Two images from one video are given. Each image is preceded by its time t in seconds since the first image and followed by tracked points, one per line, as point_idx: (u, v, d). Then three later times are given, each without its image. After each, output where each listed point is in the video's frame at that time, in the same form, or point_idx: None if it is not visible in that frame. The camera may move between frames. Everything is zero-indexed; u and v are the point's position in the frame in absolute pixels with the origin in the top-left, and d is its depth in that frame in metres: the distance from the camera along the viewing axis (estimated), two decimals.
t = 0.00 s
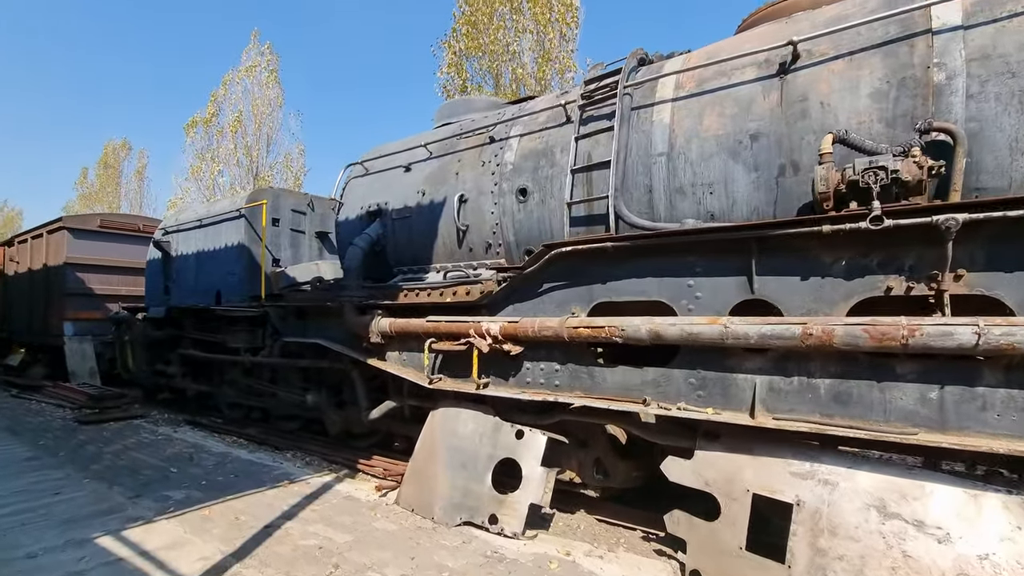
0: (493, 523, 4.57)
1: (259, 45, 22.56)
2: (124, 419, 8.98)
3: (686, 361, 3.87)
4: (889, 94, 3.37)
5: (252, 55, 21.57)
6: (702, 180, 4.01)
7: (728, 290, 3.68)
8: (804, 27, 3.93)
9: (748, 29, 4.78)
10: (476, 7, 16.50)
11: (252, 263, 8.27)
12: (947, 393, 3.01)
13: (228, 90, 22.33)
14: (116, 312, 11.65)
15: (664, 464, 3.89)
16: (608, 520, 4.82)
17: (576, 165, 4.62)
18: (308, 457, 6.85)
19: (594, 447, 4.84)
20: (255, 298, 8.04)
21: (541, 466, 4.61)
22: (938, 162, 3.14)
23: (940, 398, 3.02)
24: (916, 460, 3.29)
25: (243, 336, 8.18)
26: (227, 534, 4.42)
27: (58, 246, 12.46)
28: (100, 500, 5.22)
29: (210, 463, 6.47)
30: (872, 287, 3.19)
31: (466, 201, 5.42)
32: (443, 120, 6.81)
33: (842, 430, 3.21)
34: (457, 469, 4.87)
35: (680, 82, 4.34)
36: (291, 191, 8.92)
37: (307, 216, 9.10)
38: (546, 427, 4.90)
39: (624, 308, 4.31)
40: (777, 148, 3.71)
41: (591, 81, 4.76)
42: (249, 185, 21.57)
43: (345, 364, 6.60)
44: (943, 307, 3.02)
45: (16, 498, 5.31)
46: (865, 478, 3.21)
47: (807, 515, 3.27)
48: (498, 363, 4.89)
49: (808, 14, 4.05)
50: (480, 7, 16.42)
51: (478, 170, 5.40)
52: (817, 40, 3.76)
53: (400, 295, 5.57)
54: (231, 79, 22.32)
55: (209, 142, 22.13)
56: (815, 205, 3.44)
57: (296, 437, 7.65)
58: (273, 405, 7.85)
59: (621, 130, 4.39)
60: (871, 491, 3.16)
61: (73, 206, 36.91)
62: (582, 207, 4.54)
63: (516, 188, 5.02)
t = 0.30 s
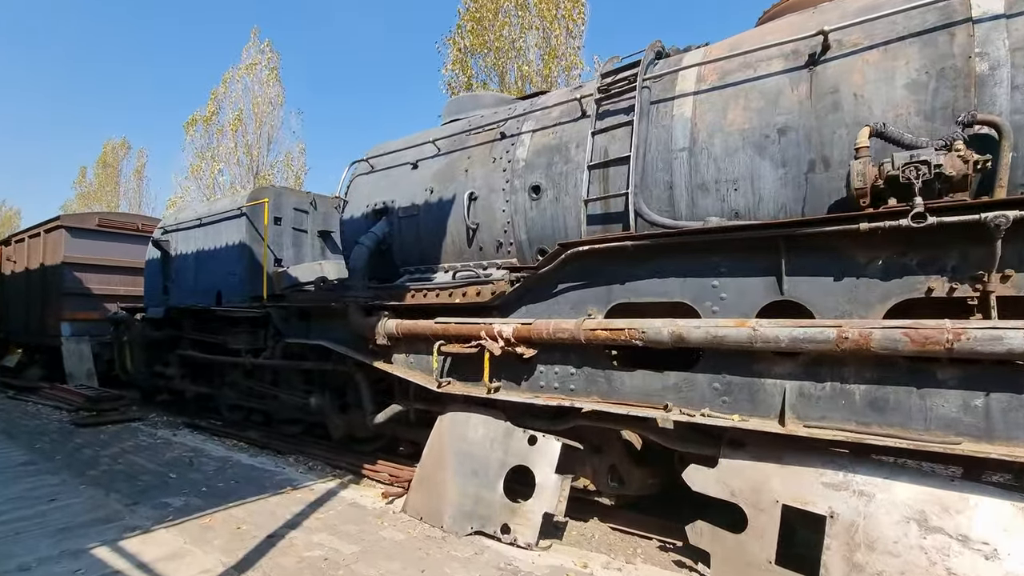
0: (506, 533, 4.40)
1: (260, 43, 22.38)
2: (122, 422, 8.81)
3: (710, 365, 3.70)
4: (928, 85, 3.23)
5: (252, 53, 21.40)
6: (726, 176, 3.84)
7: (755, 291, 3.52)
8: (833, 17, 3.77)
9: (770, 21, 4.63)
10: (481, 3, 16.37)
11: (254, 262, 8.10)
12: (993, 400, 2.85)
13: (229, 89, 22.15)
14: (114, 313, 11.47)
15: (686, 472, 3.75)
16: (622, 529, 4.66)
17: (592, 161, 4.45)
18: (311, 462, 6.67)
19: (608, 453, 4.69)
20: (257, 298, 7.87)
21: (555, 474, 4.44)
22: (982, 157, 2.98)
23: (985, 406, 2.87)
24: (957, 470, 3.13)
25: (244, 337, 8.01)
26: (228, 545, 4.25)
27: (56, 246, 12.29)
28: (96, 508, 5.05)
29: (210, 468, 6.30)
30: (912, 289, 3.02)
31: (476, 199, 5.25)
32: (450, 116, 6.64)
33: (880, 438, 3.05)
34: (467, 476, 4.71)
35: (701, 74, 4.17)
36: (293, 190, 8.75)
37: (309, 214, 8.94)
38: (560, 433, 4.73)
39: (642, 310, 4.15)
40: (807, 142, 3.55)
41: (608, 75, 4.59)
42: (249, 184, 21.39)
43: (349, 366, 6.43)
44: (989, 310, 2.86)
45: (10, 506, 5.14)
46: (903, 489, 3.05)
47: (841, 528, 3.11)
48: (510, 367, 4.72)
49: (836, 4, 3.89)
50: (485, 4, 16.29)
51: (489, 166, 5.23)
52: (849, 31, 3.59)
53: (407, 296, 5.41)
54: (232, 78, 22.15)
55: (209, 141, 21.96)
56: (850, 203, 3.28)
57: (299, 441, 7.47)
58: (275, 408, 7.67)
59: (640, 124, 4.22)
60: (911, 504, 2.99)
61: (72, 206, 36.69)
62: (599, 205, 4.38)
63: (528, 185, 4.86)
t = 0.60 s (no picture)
0: (524, 543, 4.23)
1: (262, 40, 22.21)
2: (123, 423, 8.63)
3: (743, 370, 3.53)
4: (980, 75, 3.05)
5: (255, 50, 21.23)
6: (759, 172, 3.66)
7: (792, 292, 3.34)
8: (872, 5, 3.59)
9: (799, 12, 4.45)
10: None
11: (258, 260, 7.93)
12: None
13: (231, 86, 21.98)
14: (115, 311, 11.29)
15: (717, 482, 3.57)
16: (643, 538, 4.53)
17: (615, 156, 4.28)
18: (318, 465, 6.50)
19: (629, 459, 4.53)
20: (261, 297, 7.70)
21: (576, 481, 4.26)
22: None
23: None
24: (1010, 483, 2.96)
25: (248, 337, 7.84)
26: (235, 555, 4.08)
27: (56, 243, 12.11)
28: (97, 514, 4.88)
29: (214, 472, 6.13)
30: (965, 290, 2.85)
31: (492, 195, 5.08)
32: (462, 111, 6.46)
33: (930, 449, 2.87)
34: (482, 483, 4.53)
35: (731, 66, 3.99)
36: (299, 186, 8.58)
37: (315, 212, 8.77)
38: (580, 438, 4.56)
39: (669, 311, 3.99)
40: (848, 136, 3.37)
41: (631, 67, 4.42)
42: (251, 182, 21.22)
43: (357, 367, 6.26)
44: None
45: (8, 511, 4.97)
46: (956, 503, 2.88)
47: (888, 543, 2.94)
48: (527, 370, 4.55)
49: None
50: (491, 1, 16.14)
51: (505, 162, 5.05)
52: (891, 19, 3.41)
53: (420, 295, 5.23)
54: (234, 75, 21.97)
55: (211, 139, 21.78)
56: (896, 199, 3.10)
57: (304, 443, 7.30)
58: (280, 410, 7.51)
59: (667, 117, 4.04)
60: (964, 519, 2.82)
61: (72, 203, 36.50)
62: (622, 202, 4.21)
63: (546, 181, 4.68)
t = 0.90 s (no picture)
0: (549, 550, 4.08)
1: (264, 35, 22.01)
2: (127, 422, 8.47)
3: (783, 370, 3.37)
4: None
5: (257, 46, 21.05)
6: (799, 163, 3.50)
7: (836, 288, 3.19)
8: None
9: None
10: None
11: (266, 257, 7.77)
12: None
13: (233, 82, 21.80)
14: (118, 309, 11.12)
15: (755, 487, 3.42)
16: (667, 543, 4.41)
17: (643, 148, 4.12)
18: (328, 467, 6.35)
19: (655, 462, 4.38)
20: (269, 294, 7.54)
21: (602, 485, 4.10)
22: None
23: None
24: None
25: (254, 336, 7.68)
26: (249, 562, 3.93)
27: (58, 239, 11.94)
28: (104, 517, 4.73)
29: (223, 474, 5.98)
30: None
31: (511, 189, 4.91)
32: (476, 103, 6.29)
33: (990, 455, 2.73)
34: (503, 487, 4.37)
35: (766, 53, 3.82)
36: (306, 182, 8.42)
37: (322, 208, 8.60)
38: (604, 440, 4.41)
39: (701, 308, 3.83)
40: (895, 125, 3.21)
41: (659, 55, 4.25)
42: (254, 179, 21.05)
43: (368, 366, 6.11)
44: None
45: (12, 514, 4.82)
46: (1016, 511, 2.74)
47: (945, 554, 2.82)
48: (551, 369, 4.40)
49: None
50: None
51: (525, 154, 4.88)
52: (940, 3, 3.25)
53: (436, 293, 5.08)
54: (236, 71, 21.79)
55: (213, 135, 21.60)
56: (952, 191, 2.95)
57: (312, 444, 7.14)
58: (288, 409, 7.35)
59: (699, 107, 3.87)
60: None
61: (73, 201, 36.32)
62: (651, 196, 4.05)
63: (569, 174, 4.52)
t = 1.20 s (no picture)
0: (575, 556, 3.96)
1: (265, 30, 21.79)
2: (132, 422, 8.33)
3: (824, 371, 3.24)
4: None
5: (258, 40, 20.84)
6: (840, 154, 3.34)
7: (882, 285, 3.04)
8: None
9: None
10: None
11: (273, 254, 7.62)
12: None
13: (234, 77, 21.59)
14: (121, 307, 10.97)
15: (794, 493, 3.30)
16: (694, 548, 4.31)
17: (670, 140, 3.96)
18: (340, 468, 6.22)
19: (681, 464, 4.23)
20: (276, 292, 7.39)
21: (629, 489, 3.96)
22: None
23: None
24: None
25: (261, 334, 7.53)
26: (265, 569, 3.81)
27: (59, 236, 11.77)
28: (114, 521, 4.60)
29: (233, 475, 5.85)
30: None
31: (530, 183, 4.75)
32: (489, 95, 6.11)
33: None
34: (525, 490, 4.25)
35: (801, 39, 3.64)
36: (313, 177, 8.26)
37: (329, 204, 8.43)
38: (630, 442, 4.26)
39: (734, 306, 3.69)
40: (945, 113, 3.05)
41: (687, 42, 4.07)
42: (256, 176, 20.88)
43: (381, 366, 5.97)
44: None
45: (18, 519, 4.69)
46: None
47: (1004, 563, 2.71)
48: (574, 369, 4.26)
49: None
50: None
51: (545, 147, 4.72)
52: None
53: (453, 290, 4.93)
54: (237, 66, 21.56)
55: (214, 131, 21.41)
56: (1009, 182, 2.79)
57: (321, 444, 7.01)
58: (296, 408, 7.22)
59: (732, 96, 3.70)
60: None
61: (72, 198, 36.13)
62: (680, 189, 3.90)
63: (592, 167, 4.36)
